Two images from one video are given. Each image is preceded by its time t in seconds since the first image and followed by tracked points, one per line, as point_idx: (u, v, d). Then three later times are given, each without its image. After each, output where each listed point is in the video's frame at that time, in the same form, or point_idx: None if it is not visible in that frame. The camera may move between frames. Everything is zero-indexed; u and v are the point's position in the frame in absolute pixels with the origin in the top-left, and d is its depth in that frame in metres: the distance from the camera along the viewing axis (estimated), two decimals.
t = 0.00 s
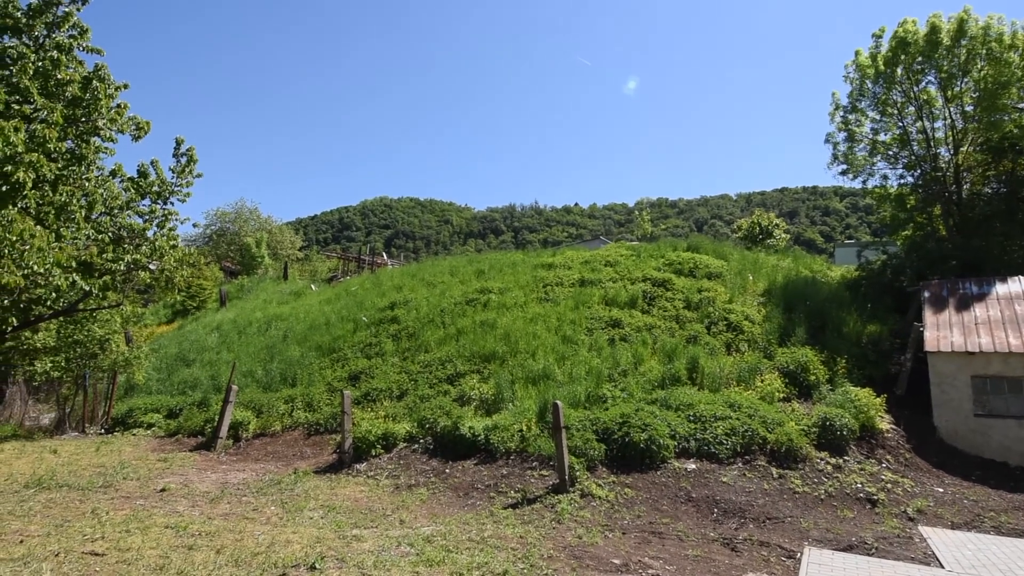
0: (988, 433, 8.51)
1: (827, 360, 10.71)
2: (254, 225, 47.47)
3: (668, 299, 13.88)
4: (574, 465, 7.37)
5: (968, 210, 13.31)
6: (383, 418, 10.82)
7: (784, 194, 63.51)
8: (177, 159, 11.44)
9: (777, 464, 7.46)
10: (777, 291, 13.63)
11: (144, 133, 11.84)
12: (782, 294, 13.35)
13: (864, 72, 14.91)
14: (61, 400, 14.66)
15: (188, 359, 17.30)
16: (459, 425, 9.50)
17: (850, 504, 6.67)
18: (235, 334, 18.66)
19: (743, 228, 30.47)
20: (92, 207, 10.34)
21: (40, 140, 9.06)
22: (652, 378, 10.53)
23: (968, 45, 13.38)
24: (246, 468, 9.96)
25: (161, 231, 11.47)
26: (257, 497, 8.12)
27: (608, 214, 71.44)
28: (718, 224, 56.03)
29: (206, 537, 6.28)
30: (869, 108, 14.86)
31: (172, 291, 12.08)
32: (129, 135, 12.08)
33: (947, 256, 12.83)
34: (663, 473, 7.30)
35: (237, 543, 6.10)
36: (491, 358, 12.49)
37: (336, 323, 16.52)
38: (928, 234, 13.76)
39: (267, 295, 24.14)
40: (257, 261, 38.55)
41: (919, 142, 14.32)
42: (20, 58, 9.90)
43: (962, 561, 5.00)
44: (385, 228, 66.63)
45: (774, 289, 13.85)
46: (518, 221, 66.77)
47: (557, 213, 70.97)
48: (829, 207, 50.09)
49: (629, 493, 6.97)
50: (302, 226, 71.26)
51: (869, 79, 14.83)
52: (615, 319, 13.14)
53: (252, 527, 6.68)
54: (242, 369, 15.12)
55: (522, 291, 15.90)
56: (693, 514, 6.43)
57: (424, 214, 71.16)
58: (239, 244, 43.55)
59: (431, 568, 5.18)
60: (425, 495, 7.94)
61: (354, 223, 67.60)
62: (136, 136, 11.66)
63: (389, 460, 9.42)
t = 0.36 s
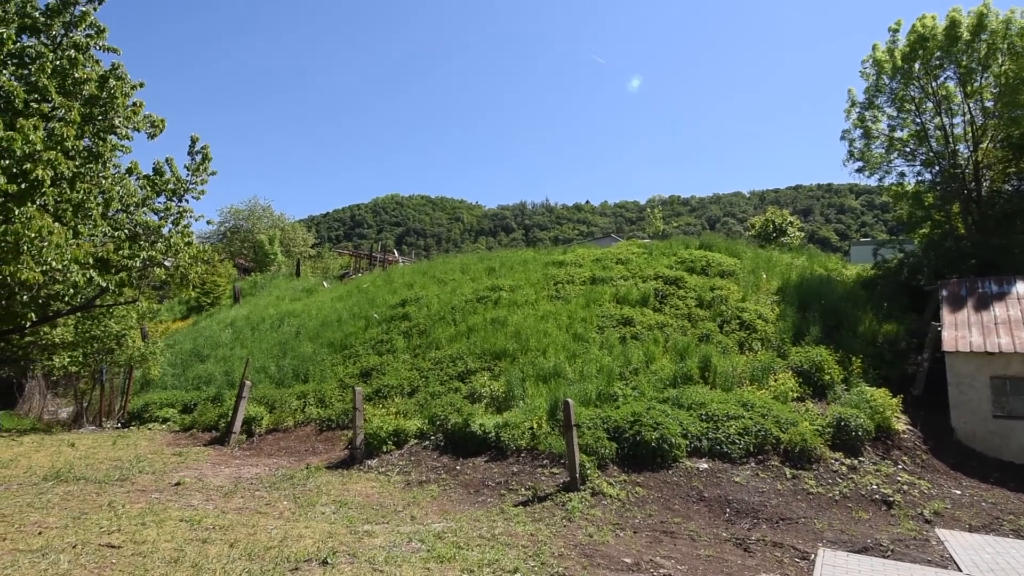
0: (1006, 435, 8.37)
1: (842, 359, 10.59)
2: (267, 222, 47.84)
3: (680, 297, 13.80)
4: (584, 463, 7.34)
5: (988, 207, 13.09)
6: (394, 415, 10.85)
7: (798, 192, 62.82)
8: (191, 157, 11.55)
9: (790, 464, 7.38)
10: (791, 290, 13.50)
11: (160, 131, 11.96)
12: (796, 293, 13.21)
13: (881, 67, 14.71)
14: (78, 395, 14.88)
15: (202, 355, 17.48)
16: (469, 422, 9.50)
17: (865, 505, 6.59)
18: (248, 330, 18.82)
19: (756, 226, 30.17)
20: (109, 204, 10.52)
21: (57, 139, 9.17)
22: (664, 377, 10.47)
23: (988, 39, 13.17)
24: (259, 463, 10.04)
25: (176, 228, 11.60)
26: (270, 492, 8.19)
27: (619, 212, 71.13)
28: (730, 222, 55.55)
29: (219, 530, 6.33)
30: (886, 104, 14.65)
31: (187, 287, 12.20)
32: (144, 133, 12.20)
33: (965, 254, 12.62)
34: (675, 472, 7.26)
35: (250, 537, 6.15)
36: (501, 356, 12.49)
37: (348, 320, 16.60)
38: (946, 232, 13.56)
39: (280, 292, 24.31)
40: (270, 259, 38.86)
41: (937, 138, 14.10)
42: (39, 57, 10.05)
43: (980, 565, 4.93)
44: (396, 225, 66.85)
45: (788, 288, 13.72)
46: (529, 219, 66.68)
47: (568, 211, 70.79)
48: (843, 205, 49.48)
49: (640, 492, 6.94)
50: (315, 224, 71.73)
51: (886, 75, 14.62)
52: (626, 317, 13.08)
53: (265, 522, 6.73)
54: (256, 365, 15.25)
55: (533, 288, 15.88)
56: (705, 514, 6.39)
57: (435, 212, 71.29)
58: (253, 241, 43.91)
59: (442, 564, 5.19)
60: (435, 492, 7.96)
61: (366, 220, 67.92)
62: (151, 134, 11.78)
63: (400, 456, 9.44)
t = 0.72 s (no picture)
0: None
1: (857, 358, 10.46)
2: (279, 219, 48.18)
3: (692, 294, 13.70)
4: (596, 461, 7.32)
5: (1008, 203, 12.88)
6: (406, 411, 10.89)
7: (812, 187, 62.14)
8: (206, 155, 11.66)
9: (804, 463, 7.31)
10: (804, 287, 13.36)
11: (174, 129, 12.07)
12: (810, 290, 13.06)
13: (898, 60, 14.49)
14: (96, 389, 15.08)
15: (216, 351, 17.65)
16: (480, 419, 9.51)
17: (881, 505, 6.51)
18: (261, 326, 18.97)
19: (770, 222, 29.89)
20: (125, 202, 10.68)
21: (74, 137, 9.28)
22: (676, 374, 10.40)
23: (1008, 31, 12.94)
24: (272, 458, 10.12)
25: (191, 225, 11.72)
26: (283, 486, 8.25)
27: (630, 208, 70.82)
28: (743, 219, 55.07)
29: (233, 524, 6.39)
30: (903, 99, 14.43)
31: (201, 284, 12.31)
32: (159, 130, 12.31)
33: (984, 251, 12.42)
34: (687, 470, 7.22)
35: (263, 531, 6.19)
36: (512, 352, 12.48)
37: (359, 317, 16.67)
38: (965, 229, 13.34)
39: (292, 288, 24.47)
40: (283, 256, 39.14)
41: (955, 133, 13.88)
42: (56, 56, 10.17)
43: (999, 566, 4.85)
44: (407, 223, 67.03)
45: (802, 285, 13.58)
46: (539, 216, 66.57)
47: (579, 207, 70.58)
48: (858, 200, 48.86)
49: (652, 490, 6.91)
50: (326, 221, 72.16)
51: (903, 68, 14.40)
52: (638, 315, 13.02)
53: (278, 516, 6.78)
54: (269, 361, 15.36)
55: (544, 285, 15.85)
56: (718, 513, 6.35)
57: (445, 209, 71.39)
58: (265, 238, 44.24)
59: (453, 559, 5.20)
60: (446, 488, 7.97)
61: (377, 218, 68.19)
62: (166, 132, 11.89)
63: (411, 452, 9.47)
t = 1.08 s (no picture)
0: None
1: (874, 354, 10.32)
2: (293, 217, 48.53)
3: (706, 290, 13.60)
4: (608, 457, 7.30)
5: None
6: (418, 407, 10.92)
7: (828, 182, 61.35)
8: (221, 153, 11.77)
9: (820, 461, 7.22)
10: (820, 283, 13.20)
11: (189, 128, 12.18)
12: (826, 286, 12.90)
13: (917, 51, 14.25)
14: (115, 385, 15.32)
15: (232, 347, 17.82)
16: (492, 415, 9.51)
17: (899, 504, 6.42)
18: (275, 323, 19.12)
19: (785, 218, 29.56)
20: (142, 200, 10.82)
21: (92, 136, 9.40)
22: (689, 371, 10.33)
23: None
24: (287, 453, 10.20)
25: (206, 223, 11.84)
26: (298, 481, 8.31)
27: (643, 204, 70.45)
28: (757, 214, 54.49)
29: (249, 518, 6.45)
30: (922, 91, 14.20)
31: (216, 281, 12.42)
32: (174, 129, 12.43)
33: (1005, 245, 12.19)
34: (700, 468, 7.17)
35: (278, 525, 6.25)
36: (524, 349, 12.46)
37: (372, 313, 16.74)
38: (986, 223, 13.03)
39: (306, 285, 24.63)
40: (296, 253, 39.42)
41: (975, 125, 13.62)
42: (73, 57, 10.31)
43: (1021, 567, 4.77)
44: (419, 219, 67.24)
45: (817, 281, 13.42)
46: (550, 212, 66.41)
47: (590, 204, 70.26)
48: (875, 194, 48.15)
49: (665, 487, 6.87)
50: (339, 219, 72.62)
51: (922, 59, 14.15)
52: (650, 311, 12.94)
53: (293, 510, 6.83)
54: (283, 357, 15.49)
55: (556, 281, 15.81)
56: (732, 510, 6.30)
57: (456, 205, 71.45)
58: (279, 236, 44.59)
59: (466, 555, 5.21)
60: (459, 483, 7.99)
61: (389, 215, 68.45)
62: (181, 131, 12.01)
63: (424, 448, 9.50)
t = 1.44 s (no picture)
0: None
1: (894, 350, 10.14)
2: (308, 214, 48.93)
3: (722, 285, 13.48)
4: (623, 453, 7.26)
5: None
6: (433, 402, 10.96)
7: (847, 175, 60.43)
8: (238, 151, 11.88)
9: (840, 459, 7.12)
10: (839, 278, 13.01)
11: (207, 127, 12.31)
12: (845, 281, 12.71)
13: (939, 40, 13.97)
14: (137, 380, 15.58)
15: (249, 343, 18.03)
16: (507, 411, 9.51)
17: (921, 503, 6.31)
18: (291, 319, 19.30)
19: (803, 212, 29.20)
20: (161, 198, 10.96)
21: (112, 136, 9.54)
22: (705, 367, 10.24)
23: None
24: (304, 448, 10.30)
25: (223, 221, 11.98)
26: (314, 475, 8.39)
27: (658, 199, 69.98)
28: (774, 208, 53.84)
29: (267, 511, 6.52)
30: (944, 81, 13.93)
31: (234, 278, 12.56)
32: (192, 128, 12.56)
33: None
34: (717, 465, 7.10)
35: (296, 518, 6.30)
36: (538, 345, 12.44)
37: (387, 309, 16.82)
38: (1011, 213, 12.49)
39: (321, 282, 24.83)
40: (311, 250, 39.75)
41: (1000, 116, 13.33)
42: (93, 58, 10.44)
43: None
44: (433, 216, 67.43)
45: (836, 276, 13.22)
46: (564, 208, 66.23)
47: (604, 199, 69.95)
48: (895, 188, 47.34)
49: (681, 484, 6.82)
50: (354, 216, 73.13)
51: (944, 48, 13.88)
52: (665, 307, 12.85)
53: (310, 504, 6.89)
54: (299, 353, 15.63)
55: (569, 277, 15.76)
56: (749, 508, 6.24)
57: (470, 202, 71.52)
58: (294, 233, 44.99)
59: (481, 550, 5.21)
60: (474, 479, 8.01)
61: (403, 212, 68.76)
62: (198, 130, 12.14)
63: (439, 443, 9.54)
